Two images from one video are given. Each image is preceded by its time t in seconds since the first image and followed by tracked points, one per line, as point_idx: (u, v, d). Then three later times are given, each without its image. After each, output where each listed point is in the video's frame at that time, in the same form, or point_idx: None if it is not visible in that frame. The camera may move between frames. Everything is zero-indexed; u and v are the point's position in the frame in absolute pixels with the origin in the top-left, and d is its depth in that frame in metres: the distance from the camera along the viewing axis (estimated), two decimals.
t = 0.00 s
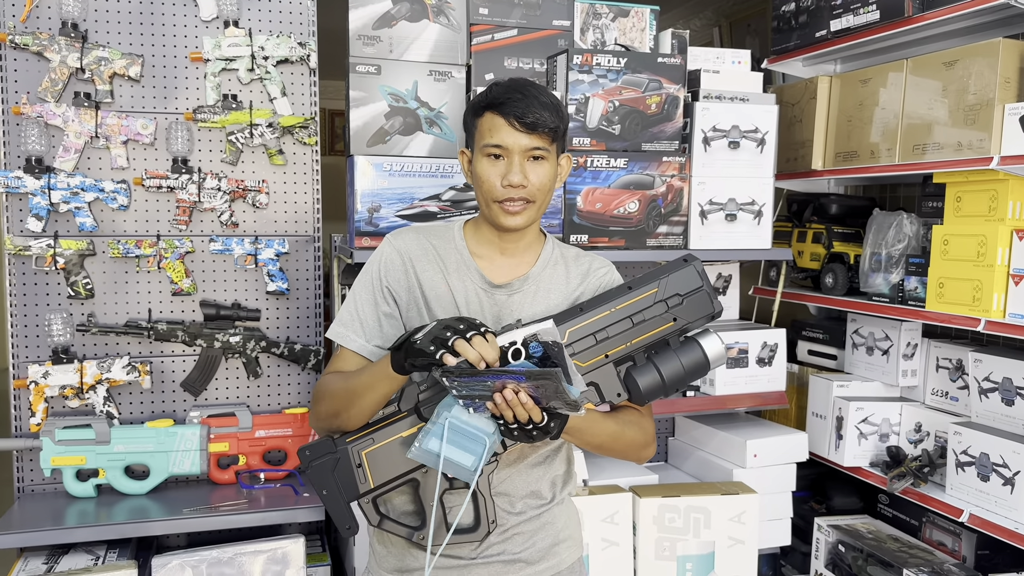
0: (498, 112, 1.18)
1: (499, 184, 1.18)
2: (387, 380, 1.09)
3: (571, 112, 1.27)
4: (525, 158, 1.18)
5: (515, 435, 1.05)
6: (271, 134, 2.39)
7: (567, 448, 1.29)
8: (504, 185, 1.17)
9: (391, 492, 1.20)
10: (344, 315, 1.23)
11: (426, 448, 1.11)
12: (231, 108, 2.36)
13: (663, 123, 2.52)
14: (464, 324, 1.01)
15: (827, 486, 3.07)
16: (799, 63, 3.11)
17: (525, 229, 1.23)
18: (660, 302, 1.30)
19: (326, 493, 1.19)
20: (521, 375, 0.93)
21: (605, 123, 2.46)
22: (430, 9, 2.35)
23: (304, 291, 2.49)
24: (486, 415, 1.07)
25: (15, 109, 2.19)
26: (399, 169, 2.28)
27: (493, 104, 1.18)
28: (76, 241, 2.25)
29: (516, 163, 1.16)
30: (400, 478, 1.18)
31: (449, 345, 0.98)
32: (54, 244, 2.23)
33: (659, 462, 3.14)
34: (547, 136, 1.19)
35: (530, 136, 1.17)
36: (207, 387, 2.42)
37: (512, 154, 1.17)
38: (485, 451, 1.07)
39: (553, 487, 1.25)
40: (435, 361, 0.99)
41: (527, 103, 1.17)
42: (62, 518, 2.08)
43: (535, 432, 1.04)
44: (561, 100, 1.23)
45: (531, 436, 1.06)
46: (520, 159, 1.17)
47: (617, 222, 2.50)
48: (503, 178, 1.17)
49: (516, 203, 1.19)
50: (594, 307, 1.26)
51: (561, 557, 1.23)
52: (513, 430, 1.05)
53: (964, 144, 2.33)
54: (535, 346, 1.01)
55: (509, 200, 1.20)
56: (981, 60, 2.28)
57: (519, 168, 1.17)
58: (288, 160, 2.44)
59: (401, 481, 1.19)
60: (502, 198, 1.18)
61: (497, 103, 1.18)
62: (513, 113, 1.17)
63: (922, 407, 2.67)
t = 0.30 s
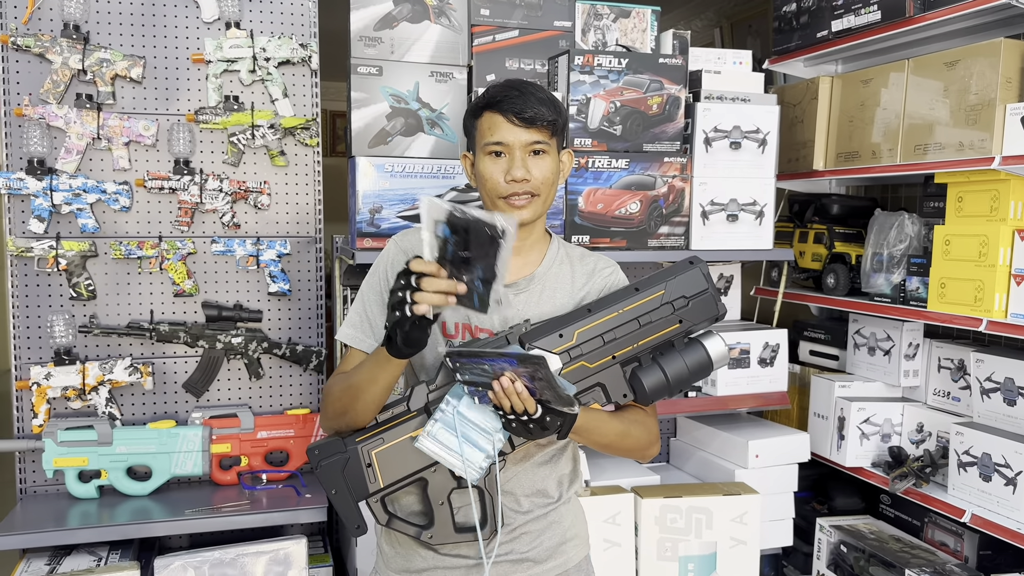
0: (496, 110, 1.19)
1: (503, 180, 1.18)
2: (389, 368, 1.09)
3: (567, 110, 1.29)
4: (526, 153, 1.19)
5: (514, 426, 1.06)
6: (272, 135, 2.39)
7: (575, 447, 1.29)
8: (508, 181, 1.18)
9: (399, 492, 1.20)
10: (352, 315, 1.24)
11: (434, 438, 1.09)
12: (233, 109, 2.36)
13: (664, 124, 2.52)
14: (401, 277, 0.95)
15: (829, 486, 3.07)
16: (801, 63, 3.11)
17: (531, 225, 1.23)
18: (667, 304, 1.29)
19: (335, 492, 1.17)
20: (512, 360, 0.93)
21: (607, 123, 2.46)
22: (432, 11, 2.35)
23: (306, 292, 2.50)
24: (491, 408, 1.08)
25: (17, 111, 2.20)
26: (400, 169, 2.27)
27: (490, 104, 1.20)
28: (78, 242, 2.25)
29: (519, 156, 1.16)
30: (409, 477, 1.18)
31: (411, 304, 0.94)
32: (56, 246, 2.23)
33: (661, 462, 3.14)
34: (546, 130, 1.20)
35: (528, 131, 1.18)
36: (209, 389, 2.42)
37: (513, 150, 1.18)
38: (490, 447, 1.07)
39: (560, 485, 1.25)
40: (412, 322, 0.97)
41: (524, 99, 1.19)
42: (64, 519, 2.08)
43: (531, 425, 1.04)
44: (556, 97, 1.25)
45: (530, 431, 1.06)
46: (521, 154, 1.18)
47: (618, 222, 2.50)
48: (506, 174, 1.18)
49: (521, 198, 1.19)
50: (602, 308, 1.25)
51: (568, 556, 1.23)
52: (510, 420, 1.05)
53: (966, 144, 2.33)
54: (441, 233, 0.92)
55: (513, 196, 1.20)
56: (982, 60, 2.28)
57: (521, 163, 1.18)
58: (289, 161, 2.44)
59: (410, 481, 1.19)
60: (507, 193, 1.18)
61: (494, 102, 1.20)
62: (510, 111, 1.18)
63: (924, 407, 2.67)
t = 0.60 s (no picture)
0: (499, 110, 1.19)
1: (503, 179, 1.18)
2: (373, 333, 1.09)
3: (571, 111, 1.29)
4: (527, 154, 1.19)
5: (506, 414, 1.08)
6: (272, 136, 2.39)
7: (574, 446, 1.29)
8: (508, 180, 1.18)
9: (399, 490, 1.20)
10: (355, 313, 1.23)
11: (434, 431, 1.10)
12: (233, 111, 2.36)
13: (664, 125, 2.52)
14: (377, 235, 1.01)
15: (829, 487, 3.07)
16: (800, 64, 3.11)
17: (530, 226, 1.24)
18: (664, 303, 1.30)
19: (333, 490, 1.17)
20: (496, 345, 0.97)
21: (607, 124, 2.46)
22: (431, 12, 2.36)
23: (306, 293, 2.50)
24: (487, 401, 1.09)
25: (17, 113, 2.20)
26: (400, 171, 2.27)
27: (493, 103, 1.20)
28: (78, 243, 2.26)
29: (520, 156, 1.16)
30: (407, 476, 1.18)
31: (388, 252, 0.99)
32: (56, 247, 2.24)
33: (662, 463, 3.14)
34: (548, 130, 1.20)
35: (530, 131, 1.18)
36: (209, 390, 2.42)
37: (514, 149, 1.18)
38: (490, 441, 1.09)
39: (560, 485, 1.25)
40: (395, 273, 1.00)
41: (527, 100, 1.19)
42: (65, 520, 2.09)
43: (523, 414, 1.07)
44: (560, 98, 1.25)
45: (523, 421, 1.09)
46: (522, 155, 1.18)
47: (618, 223, 2.50)
48: (507, 173, 1.18)
49: (521, 198, 1.19)
50: (600, 307, 1.26)
51: (569, 557, 1.22)
52: (502, 411, 1.08)
53: (965, 144, 2.33)
54: (402, 169, 1.05)
55: (514, 195, 1.20)
56: (981, 60, 2.28)
57: (522, 162, 1.18)
58: (290, 162, 2.45)
59: (408, 480, 1.18)
60: (507, 193, 1.19)
61: (497, 102, 1.20)
62: (512, 110, 1.18)
63: (924, 407, 2.67)
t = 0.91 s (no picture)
0: (496, 107, 1.20)
1: (497, 176, 1.17)
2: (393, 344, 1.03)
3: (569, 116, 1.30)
4: (522, 152, 1.18)
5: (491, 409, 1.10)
6: (273, 137, 2.39)
7: (570, 447, 1.27)
8: (502, 177, 1.17)
9: (392, 493, 1.22)
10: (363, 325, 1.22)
11: (425, 425, 1.13)
12: (234, 111, 2.36)
13: (664, 125, 2.52)
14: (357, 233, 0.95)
15: (831, 487, 3.07)
16: (800, 63, 3.11)
17: (523, 226, 1.22)
18: (656, 300, 1.32)
19: (326, 495, 1.27)
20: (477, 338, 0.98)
21: (607, 124, 2.46)
22: (431, 13, 2.37)
23: (306, 294, 2.50)
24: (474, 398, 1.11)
25: (17, 114, 2.20)
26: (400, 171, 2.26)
27: (491, 101, 1.21)
28: (79, 245, 2.26)
29: (514, 153, 1.16)
30: (399, 480, 1.21)
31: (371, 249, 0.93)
32: (57, 249, 2.24)
33: (662, 463, 3.14)
34: (544, 130, 1.20)
35: (526, 130, 1.18)
36: (210, 391, 2.42)
37: (509, 146, 1.18)
38: (478, 438, 1.12)
39: (555, 487, 1.24)
40: (384, 269, 0.94)
41: (524, 99, 1.20)
42: (66, 522, 2.09)
43: (507, 411, 1.08)
44: (558, 101, 1.26)
45: (509, 418, 1.10)
46: (516, 152, 1.17)
47: (619, 223, 2.50)
48: (500, 170, 1.17)
49: (513, 196, 1.18)
50: (590, 306, 1.26)
51: (564, 559, 1.22)
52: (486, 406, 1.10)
53: (965, 144, 2.33)
54: (377, 163, 0.99)
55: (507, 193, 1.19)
56: (982, 60, 2.28)
57: (516, 160, 1.17)
58: (290, 163, 2.45)
59: (400, 483, 1.21)
60: (500, 190, 1.18)
61: (494, 100, 1.20)
62: (510, 108, 1.18)
63: (925, 407, 2.67)
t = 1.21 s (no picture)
0: (477, 107, 1.19)
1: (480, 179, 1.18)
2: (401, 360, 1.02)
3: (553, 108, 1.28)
4: (504, 153, 1.18)
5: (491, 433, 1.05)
6: (274, 138, 2.39)
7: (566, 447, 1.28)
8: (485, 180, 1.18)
9: (392, 504, 1.22)
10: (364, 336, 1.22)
11: (423, 450, 1.07)
12: (235, 112, 2.36)
13: (665, 125, 2.52)
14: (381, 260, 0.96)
15: (832, 486, 3.07)
16: (800, 64, 3.11)
17: (510, 227, 1.24)
18: (647, 296, 1.32)
19: (323, 512, 1.24)
20: (466, 370, 0.94)
21: (608, 124, 2.46)
22: (432, 13, 2.37)
23: (307, 295, 2.50)
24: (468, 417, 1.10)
25: (18, 115, 2.20)
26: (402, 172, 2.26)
27: (472, 101, 1.20)
28: (80, 246, 2.26)
29: (496, 156, 1.16)
30: (400, 490, 1.22)
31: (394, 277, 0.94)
32: (59, 250, 2.24)
33: (664, 463, 3.14)
34: (526, 129, 1.20)
35: (508, 130, 1.18)
36: (211, 392, 2.42)
37: (491, 148, 1.18)
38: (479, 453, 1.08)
39: (552, 487, 1.25)
40: (406, 298, 0.94)
41: (505, 98, 1.19)
42: (68, 523, 2.09)
43: (506, 433, 1.02)
44: (541, 95, 1.25)
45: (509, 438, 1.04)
46: (499, 154, 1.18)
47: (620, 223, 2.49)
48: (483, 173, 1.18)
49: (498, 198, 1.19)
50: (582, 305, 1.27)
51: (562, 558, 1.22)
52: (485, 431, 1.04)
53: (967, 143, 2.33)
54: (409, 186, 0.99)
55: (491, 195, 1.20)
56: (983, 59, 2.28)
57: (499, 163, 1.17)
58: (291, 164, 2.45)
59: (401, 494, 1.22)
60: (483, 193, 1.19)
61: (474, 100, 1.20)
62: (490, 109, 1.18)
63: (927, 407, 2.67)
